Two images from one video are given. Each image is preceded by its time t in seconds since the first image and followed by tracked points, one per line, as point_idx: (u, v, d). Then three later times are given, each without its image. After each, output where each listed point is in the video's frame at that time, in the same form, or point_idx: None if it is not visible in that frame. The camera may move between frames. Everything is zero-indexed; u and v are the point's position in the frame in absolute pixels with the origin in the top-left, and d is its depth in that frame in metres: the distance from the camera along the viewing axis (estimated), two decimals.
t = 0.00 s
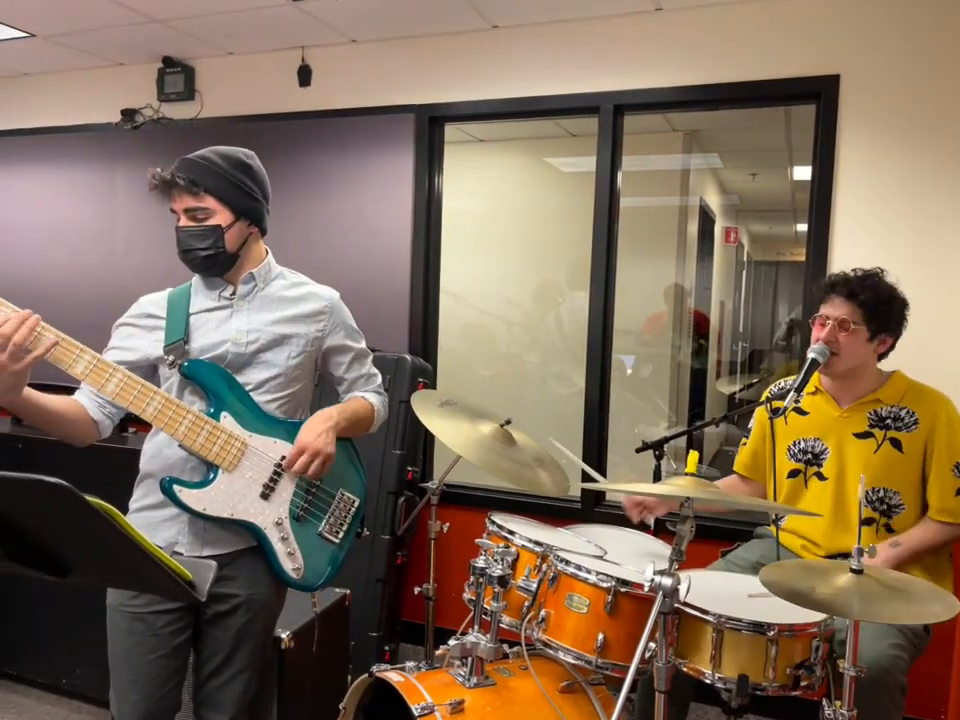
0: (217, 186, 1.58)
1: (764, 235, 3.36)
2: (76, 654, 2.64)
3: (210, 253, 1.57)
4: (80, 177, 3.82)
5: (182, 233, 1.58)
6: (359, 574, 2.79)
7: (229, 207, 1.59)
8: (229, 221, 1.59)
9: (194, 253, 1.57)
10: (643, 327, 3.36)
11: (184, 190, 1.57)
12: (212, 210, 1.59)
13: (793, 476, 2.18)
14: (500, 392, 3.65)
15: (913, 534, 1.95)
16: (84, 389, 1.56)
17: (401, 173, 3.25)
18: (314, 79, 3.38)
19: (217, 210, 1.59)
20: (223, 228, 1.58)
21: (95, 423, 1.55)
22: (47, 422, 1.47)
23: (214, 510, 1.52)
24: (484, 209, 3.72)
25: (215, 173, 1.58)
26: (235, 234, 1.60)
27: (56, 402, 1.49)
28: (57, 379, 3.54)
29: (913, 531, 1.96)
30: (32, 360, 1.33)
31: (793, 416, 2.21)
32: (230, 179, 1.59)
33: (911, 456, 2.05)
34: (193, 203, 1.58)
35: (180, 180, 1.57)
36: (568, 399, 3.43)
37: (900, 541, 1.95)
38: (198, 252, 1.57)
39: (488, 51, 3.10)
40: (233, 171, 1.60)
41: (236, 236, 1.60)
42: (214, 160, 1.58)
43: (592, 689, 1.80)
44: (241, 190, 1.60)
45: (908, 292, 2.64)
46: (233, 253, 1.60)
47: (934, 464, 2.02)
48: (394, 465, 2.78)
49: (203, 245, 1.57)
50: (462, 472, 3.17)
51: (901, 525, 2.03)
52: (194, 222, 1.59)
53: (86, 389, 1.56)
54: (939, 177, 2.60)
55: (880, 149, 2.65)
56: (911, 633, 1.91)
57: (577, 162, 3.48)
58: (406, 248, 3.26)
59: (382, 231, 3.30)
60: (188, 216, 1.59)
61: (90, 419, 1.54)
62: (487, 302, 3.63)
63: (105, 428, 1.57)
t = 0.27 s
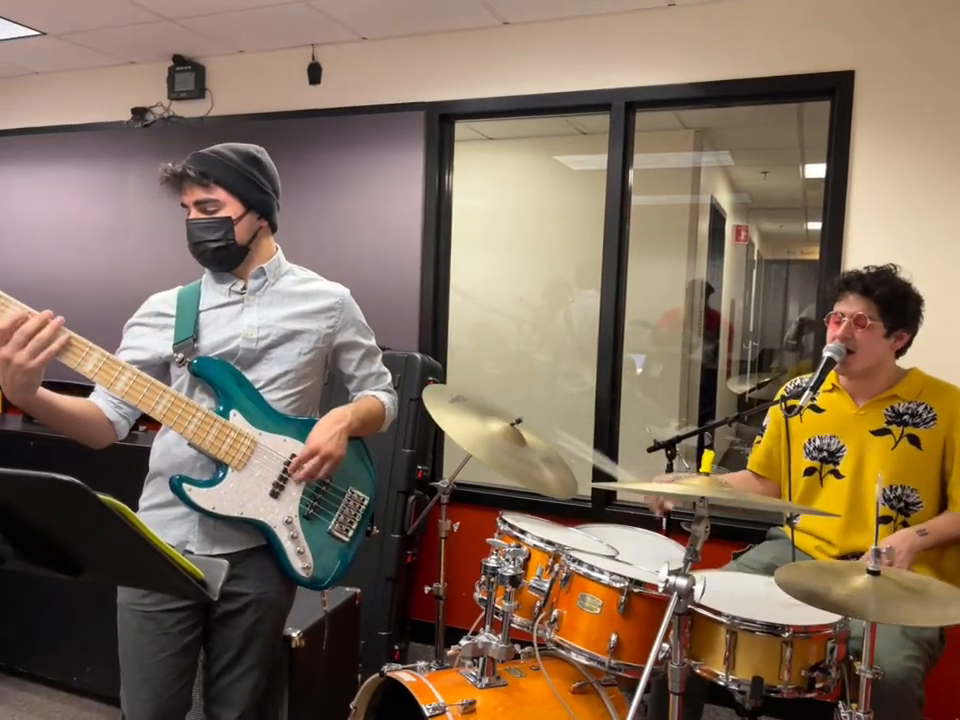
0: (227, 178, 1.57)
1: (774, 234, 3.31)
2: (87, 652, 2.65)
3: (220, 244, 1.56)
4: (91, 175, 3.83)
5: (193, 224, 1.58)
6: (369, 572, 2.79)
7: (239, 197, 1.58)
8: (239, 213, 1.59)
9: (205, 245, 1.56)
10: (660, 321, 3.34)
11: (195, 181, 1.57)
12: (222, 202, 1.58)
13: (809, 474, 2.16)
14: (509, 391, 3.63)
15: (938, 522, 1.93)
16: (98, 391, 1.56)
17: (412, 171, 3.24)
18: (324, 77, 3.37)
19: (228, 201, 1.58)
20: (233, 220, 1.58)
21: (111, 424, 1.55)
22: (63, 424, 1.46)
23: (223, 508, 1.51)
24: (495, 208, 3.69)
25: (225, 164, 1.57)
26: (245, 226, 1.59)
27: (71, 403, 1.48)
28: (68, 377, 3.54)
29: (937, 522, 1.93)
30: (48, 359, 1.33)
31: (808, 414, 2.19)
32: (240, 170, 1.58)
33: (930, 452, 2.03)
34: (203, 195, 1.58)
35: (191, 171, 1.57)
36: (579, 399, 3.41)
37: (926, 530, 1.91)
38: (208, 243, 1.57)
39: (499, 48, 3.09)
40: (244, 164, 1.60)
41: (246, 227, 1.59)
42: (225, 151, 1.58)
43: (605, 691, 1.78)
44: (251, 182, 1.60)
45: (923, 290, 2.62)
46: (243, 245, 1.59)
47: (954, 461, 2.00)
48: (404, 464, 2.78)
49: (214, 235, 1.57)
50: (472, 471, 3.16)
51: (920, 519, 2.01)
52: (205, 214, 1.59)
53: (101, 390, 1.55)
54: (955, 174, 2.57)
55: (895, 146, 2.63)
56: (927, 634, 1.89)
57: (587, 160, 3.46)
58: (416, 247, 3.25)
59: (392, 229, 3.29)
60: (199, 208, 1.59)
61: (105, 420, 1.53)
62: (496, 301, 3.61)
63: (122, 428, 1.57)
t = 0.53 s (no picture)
0: (238, 182, 1.56)
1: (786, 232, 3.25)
2: (99, 649, 2.65)
3: (233, 250, 1.56)
4: (102, 174, 3.84)
5: (205, 230, 1.57)
6: (380, 571, 2.78)
7: (251, 201, 1.57)
8: (252, 216, 1.58)
9: (218, 251, 1.56)
10: (674, 319, 3.32)
11: (206, 186, 1.56)
12: (234, 207, 1.57)
13: (825, 468, 2.14)
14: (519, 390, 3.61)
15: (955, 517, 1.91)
16: (112, 389, 1.56)
17: (422, 169, 3.23)
18: (335, 75, 3.37)
19: (240, 205, 1.57)
20: (245, 225, 1.57)
21: (125, 421, 1.54)
22: (78, 421, 1.46)
23: (236, 505, 1.50)
24: (505, 207, 3.67)
25: (236, 168, 1.56)
26: (258, 230, 1.59)
27: (87, 400, 1.48)
28: (80, 375, 3.55)
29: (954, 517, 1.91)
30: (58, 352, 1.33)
31: (826, 408, 2.17)
32: (251, 174, 1.57)
33: (949, 446, 2.01)
34: (215, 200, 1.57)
35: (202, 176, 1.56)
36: (590, 398, 3.39)
37: (943, 525, 1.90)
38: (221, 248, 1.56)
39: (511, 45, 3.08)
40: (253, 166, 1.59)
41: (260, 231, 1.59)
42: (235, 155, 1.57)
43: (618, 691, 1.77)
44: (262, 185, 1.59)
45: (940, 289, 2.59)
46: (256, 249, 1.58)
47: None
48: (415, 462, 2.77)
49: (227, 240, 1.56)
50: (482, 470, 3.15)
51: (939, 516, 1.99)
52: (217, 219, 1.58)
53: (115, 387, 1.55)
54: None
55: (912, 143, 2.60)
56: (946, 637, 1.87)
57: (599, 158, 3.44)
58: (427, 245, 3.25)
59: (403, 227, 3.28)
60: (211, 214, 1.58)
61: (120, 416, 1.53)
62: (506, 299, 3.60)
63: (136, 425, 1.57)
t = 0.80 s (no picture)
0: (254, 173, 1.56)
1: (799, 229, 3.26)
2: (112, 646, 2.66)
3: (248, 240, 1.55)
4: (116, 172, 3.85)
5: (219, 221, 1.57)
6: (392, 569, 2.78)
7: (265, 193, 1.57)
8: (266, 208, 1.58)
9: (232, 241, 1.55)
10: (685, 317, 3.30)
11: (222, 177, 1.56)
12: (249, 198, 1.57)
13: (841, 470, 2.11)
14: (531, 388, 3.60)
15: None
16: (128, 387, 1.55)
17: (435, 166, 3.22)
18: (347, 72, 3.36)
19: (255, 197, 1.57)
20: (260, 216, 1.57)
21: (141, 418, 1.54)
22: (95, 421, 1.46)
23: (249, 502, 1.50)
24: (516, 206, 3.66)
25: (252, 160, 1.56)
26: (272, 223, 1.58)
27: (104, 400, 1.48)
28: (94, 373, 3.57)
29: None
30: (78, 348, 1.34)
31: (842, 409, 2.14)
32: (267, 166, 1.57)
33: None
34: (231, 191, 1.57)
35: (218, 168, 1.56)
36: (602, 397, 3.38)
37: None
38: (236, 239, 1.55)
39: (524, 43, 3.06)
40: (270, 159, 1.59)
41: (274, 223, 1.58)
42: (252, 148, 1.57)
43: (633, 692, 1.76)
44: (278, 177, 1.59)
45: None
46: (270, 241, 1.58)
47: None
48: (427, 460, 2.76)
49: (242, 231, 1.55)
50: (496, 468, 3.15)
51: None
52: (232, 210, 1.58)
53: (131, 385, 1.55)
54: None
55: (930, 141, 2.57)
56: None
57: (612, 156, 3.42)
58: (439, 243, 3.24)
59: (414, 225, 3.27)
60: (226, 204, 1.58)
61: (136, 415, 1.53)
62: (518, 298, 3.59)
63: (152, 424, 1.56)
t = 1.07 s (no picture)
0: (275, 189, 1.55)
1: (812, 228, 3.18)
2: (127, 643, 2.68)
3: (269, 257, 1.55)
4: (131, 170, 3.87)
5: (241, 237, 1.56)
6: (406, 568, 2.78)
7: (286, 207, 1.57)
8: (287, 223, 1.57)
9: (254, 257, 1.55)
10: (689, 317, 3.28)
11: (241, 195, 1.55)
12: (270, 214, 1.56)
13: (861, 474, 2.10)
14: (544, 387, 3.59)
15: None
16: (146, 383, 1.56)
17: (449, 165, 3.21)
18: (361, 71, 3.36)
19: (276, 213, 1.57)
20: (281, 231, 1.56)
21: (159, 415, 1.55)
22: (114, 418, 1.47)
23: (266, 500, 1.50)
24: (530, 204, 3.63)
25: (272, 174, 1.55)
26: (293, 236, 1.58)
27: (123, 396, 1.49)
28: (109, 371, 3.59)
29: None
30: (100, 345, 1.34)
31: (862, 412, 2.14)
32: (287, 180, 1.56)
33: None
34: (251, 208, 1.56)
35: (237, 186, 1.55)
36: (615, 396, 3.36)
37: None
38: (257, 256, 1.55)
39: (539, 40, 3.05)
40: (290, 173, 1.57)
41: (295, 237, 1.58)
42: (271, 161, 1.56)
43: (649, 693, 1.75)
44: (298, 191, 1.58)
45: None
46: (292, 254, 1.57)
47: None
48: (441, 459, 2.76)
49: (263, 248, 1.55)
50: (512, 466, 3.14)
51: None
52: (253, 226, 1.57)
53: (149, 381, 1.55)
54: None
55: (949, 139, 2.54)
56: None
57: (626, 154, 3.41)
58: (453, 241, 3.23)
59: (428, 223, 3.27)
60: (247, 221, 1.57)
61: (154, 411, 1.54)
62: (531, 296, 3.56)
63: (168, 420, 1.57)
